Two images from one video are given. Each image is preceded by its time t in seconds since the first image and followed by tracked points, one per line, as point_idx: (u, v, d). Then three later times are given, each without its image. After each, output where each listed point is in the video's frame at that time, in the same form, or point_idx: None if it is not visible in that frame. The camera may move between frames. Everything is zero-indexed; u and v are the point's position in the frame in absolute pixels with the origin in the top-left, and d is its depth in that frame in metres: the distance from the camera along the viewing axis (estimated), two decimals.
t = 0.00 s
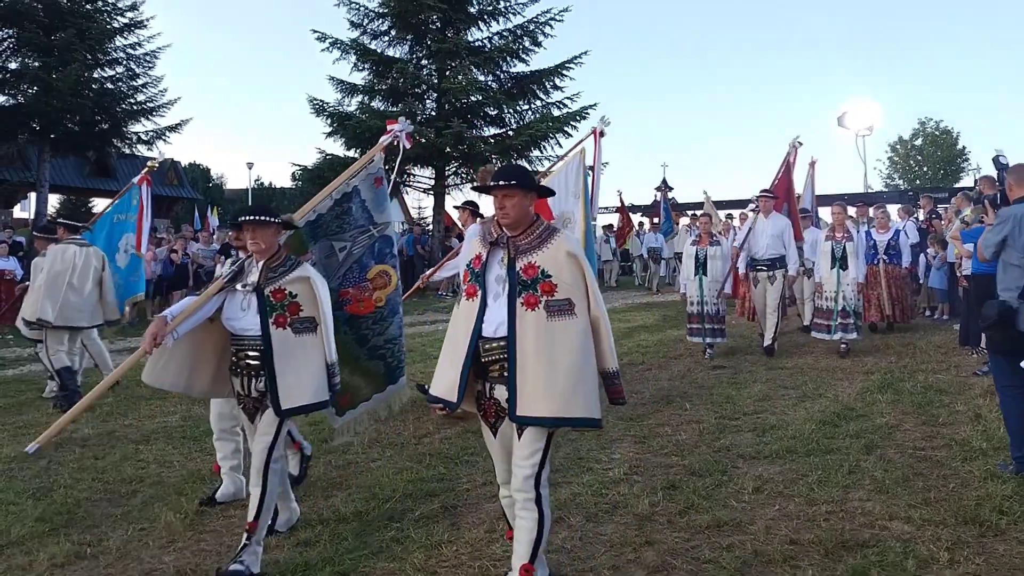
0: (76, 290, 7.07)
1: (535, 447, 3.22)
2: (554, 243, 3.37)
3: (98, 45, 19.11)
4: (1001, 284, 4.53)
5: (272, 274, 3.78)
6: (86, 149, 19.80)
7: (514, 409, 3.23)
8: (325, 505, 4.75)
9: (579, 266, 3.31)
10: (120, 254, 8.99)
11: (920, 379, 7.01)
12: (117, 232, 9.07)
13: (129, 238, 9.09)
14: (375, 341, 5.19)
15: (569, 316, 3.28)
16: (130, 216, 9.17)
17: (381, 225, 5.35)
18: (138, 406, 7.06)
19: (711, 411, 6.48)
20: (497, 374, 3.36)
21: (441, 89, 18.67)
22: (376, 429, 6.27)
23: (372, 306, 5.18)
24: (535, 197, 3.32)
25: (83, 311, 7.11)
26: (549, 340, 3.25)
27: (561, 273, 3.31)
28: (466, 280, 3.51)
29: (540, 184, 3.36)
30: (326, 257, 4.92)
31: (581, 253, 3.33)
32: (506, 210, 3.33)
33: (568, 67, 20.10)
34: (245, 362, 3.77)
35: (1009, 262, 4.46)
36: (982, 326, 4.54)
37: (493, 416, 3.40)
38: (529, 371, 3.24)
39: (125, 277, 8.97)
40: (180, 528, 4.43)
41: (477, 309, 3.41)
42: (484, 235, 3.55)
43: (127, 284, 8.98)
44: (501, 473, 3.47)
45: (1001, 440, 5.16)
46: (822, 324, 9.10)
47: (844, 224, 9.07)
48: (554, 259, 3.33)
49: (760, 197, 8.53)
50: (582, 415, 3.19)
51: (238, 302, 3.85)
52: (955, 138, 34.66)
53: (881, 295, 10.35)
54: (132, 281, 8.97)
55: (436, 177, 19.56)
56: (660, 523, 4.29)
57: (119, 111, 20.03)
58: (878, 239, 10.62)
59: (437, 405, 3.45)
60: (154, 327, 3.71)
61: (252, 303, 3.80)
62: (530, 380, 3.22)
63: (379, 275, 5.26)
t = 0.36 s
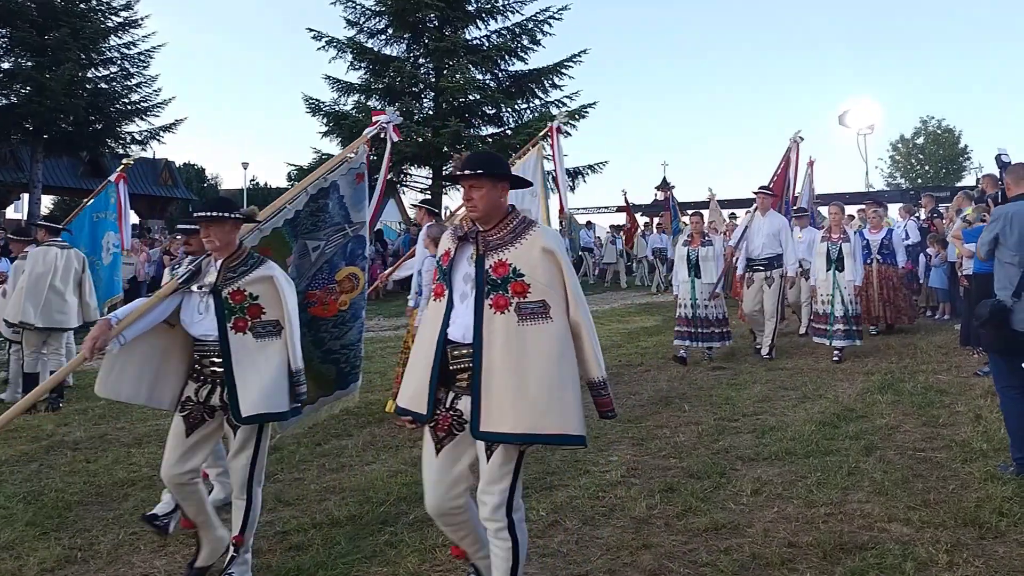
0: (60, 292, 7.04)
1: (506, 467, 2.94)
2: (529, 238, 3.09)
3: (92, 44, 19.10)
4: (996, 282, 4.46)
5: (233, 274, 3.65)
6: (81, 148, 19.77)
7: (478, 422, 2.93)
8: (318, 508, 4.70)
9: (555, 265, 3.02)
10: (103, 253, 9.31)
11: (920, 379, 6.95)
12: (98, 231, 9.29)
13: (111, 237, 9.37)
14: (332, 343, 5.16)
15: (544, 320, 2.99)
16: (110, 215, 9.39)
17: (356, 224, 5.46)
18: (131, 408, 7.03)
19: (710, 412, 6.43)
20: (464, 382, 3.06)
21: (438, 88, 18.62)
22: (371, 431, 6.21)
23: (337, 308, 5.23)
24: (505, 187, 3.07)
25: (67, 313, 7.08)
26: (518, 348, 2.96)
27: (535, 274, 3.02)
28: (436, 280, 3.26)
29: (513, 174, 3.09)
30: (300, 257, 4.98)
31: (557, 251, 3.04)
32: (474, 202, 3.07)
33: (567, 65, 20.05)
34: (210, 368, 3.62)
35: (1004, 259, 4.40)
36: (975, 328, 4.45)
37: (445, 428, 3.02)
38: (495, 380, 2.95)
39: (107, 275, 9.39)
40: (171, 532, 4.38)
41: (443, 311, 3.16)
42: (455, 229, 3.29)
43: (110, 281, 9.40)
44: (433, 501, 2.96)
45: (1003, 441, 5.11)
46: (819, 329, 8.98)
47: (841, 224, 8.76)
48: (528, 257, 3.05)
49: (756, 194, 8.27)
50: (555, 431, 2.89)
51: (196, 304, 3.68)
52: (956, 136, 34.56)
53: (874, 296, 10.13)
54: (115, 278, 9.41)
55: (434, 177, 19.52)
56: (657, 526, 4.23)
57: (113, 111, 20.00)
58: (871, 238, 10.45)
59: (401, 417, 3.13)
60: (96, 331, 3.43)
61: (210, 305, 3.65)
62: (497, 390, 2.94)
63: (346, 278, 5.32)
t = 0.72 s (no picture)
0: (26, 300, 6.96)
1: (469, 501, 2.77)
2: (471, 248, 2.78)
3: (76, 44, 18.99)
4: (984, 283, 4.47)
5: (165, 292, 3.27)
6: (66, 149, 19.67)
7: (417, 456, 2.64)
8: (304, 512, 4.66)
9: (499, 277, 2.73)
10: (69, 257, 8.60)
11: (907, 379, 6.95)
12: (61, 234, 8.60)
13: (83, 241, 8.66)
14: (301, 367, 4.42)
15: (489, 338, 2.69)
16: (78, 218, 8.73)
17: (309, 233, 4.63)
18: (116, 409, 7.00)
19: (698, 412, 6.44)
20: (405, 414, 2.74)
21: (427, 87, 18.58)
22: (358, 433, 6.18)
23: (303, 328, 4.48)
24: (442, 192, 2.77)
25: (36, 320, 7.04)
26: (460, 371, 2.66)
27: (478, 288, 2.72)
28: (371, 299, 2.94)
29: (451, 176, 2.80)
30: (254, 272, 4.18)
31: (503, 260, 2.74)
32: (411, 210, 2.77)
33: (556, 65, 20.05)
34: (143, 397, 3.24)
35: (991, 259, 4.40)
36: (961, 327, 4.45)
37: (388, 463, 2.70)
38: (436, 408, 2.66)
39: (82, 280, 8.68)
40: (156, 536, 4.34)
41: (379, 333, 2.84)
42: (391, 242, 2.97)
43: (88, 285, 8.71)
44: (370, 546, 2.64)
45: (990, 441, 5.11)
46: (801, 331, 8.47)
47: (823, 223, 8.27)
48: (470, 268, 2.74)
49: (734, 195, 8.10)
50: (503, 464, 2.60)
51: (126, 327, 3.29)
52: (944, 137, 34.75)
53: (854, 299, 10.17)
54: (93, 282, 8.74)
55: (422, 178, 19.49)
56: (645, 527, 4.22)
57: (99, 111, 19.90)
58: (855, 239, 10.30)
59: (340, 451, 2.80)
60: (12, 363, 3.04)
61: (143, 328, 3.27)
62: (438, 419, 2.65)
63: (308, 291, 4.57)
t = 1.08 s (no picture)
0: None
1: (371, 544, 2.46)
2: (390, 251, 2.59)
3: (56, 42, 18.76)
4: (967, 283, 4.48)
5: (85, 290, 3.18)
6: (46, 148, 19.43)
7: (325, 481, 2.43)
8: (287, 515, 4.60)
9: (421, 285, 2.55)
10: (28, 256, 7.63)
11: (892, 379, 6.97)
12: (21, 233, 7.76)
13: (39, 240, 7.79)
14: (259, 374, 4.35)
15: (408, 350, 2.50)
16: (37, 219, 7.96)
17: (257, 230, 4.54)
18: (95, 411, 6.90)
19: (684, 412, 6.43)
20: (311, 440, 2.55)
21: (411, 87, 18.50)
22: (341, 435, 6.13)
23: (254, 331, 4.43)
24: (358, 191, 2.58)
25: None
26: (374, 386, 2.46)
27: (396, 297, 2.53)
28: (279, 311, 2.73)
29: (368, 174, 2.61)
30: (186, 271, 4.24)
31: (425, 267, 2.56)
32: (318, 212, 2.56)
33: (541, 65, 20.03)
34: (58, 403, 3.15)
35: (975, 259, 4.42)
36: (946, 327, 4.45)
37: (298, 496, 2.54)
38: (347, 428, 2.45)
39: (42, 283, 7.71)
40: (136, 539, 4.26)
41: (288, 346, 2.63)
42: (301, 248, 2.76)
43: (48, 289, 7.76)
44: None
45: (974, 440, 5.13)
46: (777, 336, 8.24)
47: (799, 224, 8.26)
48: (388, 274, 2.55)
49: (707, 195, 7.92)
50: (419, 490, 2.42)
51: (38, 329, 3.22)
52: (928, 137, 35.02)
53: (837, 304, 10.17)
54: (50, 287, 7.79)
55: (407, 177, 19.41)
56: (631, 528, 4.20)
57: (79, 110, 19.68)
58: (839, 239, 10.32)
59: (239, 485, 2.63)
60: None
61: (61, 329, 3.20)
62: (349, 441, 2.44)
63: (258, 291, 4.50)
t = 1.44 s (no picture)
0: None
1: None
2: (307, 263, 2.37)
3: (31, 39, 18.47)
4: (949, 282, 4.55)
5: None
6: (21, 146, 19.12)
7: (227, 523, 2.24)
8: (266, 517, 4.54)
9: (340, 304, 2.34)
10: None
11: (872, 377, 7.02)
12: None
13: None
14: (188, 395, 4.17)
15: (322, 377, 2.29)
16: None
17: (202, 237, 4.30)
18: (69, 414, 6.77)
19: (666, 411, 6.43)
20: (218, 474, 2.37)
21: (393, 85, 18.42)
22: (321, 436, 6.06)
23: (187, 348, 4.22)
24: (268, 193, 2.42)
25: None
26: (281, 418, 2.24)
27: (308, 317, 2.32)
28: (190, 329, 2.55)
29: (282, 176, 2.43)
30: (116, 282, 4.05)
31: (344, 283, 2.34)
32: (227, 217, 2.40)
33: (523, 64, 20.03)
34: None
35: (956, 259, 4.46)
36: (926, 327, 4.45)
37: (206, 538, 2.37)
38: (251, 465, 2.24)
39: None
40: (114, 543, 4.18)
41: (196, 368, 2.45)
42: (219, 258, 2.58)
43: None
44: None
45: (953, 438, 5.17)
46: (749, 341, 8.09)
47: (772, 225, 8.08)
48: (302, 290, 2.34)
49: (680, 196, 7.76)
50: (329, 536, 2.21)
51: None
52: (906, 138, 35.41)
53: (813, 304, 10.02)
54: None
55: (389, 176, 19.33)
56: (614, 527, 4.19)
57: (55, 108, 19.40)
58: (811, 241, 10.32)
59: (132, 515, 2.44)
60: None
61: None
62: (253, 480, 2.23)
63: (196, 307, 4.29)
